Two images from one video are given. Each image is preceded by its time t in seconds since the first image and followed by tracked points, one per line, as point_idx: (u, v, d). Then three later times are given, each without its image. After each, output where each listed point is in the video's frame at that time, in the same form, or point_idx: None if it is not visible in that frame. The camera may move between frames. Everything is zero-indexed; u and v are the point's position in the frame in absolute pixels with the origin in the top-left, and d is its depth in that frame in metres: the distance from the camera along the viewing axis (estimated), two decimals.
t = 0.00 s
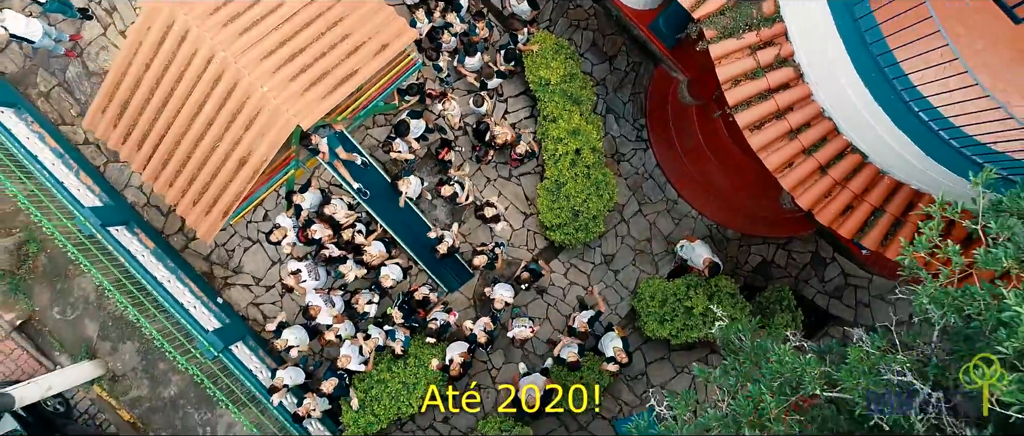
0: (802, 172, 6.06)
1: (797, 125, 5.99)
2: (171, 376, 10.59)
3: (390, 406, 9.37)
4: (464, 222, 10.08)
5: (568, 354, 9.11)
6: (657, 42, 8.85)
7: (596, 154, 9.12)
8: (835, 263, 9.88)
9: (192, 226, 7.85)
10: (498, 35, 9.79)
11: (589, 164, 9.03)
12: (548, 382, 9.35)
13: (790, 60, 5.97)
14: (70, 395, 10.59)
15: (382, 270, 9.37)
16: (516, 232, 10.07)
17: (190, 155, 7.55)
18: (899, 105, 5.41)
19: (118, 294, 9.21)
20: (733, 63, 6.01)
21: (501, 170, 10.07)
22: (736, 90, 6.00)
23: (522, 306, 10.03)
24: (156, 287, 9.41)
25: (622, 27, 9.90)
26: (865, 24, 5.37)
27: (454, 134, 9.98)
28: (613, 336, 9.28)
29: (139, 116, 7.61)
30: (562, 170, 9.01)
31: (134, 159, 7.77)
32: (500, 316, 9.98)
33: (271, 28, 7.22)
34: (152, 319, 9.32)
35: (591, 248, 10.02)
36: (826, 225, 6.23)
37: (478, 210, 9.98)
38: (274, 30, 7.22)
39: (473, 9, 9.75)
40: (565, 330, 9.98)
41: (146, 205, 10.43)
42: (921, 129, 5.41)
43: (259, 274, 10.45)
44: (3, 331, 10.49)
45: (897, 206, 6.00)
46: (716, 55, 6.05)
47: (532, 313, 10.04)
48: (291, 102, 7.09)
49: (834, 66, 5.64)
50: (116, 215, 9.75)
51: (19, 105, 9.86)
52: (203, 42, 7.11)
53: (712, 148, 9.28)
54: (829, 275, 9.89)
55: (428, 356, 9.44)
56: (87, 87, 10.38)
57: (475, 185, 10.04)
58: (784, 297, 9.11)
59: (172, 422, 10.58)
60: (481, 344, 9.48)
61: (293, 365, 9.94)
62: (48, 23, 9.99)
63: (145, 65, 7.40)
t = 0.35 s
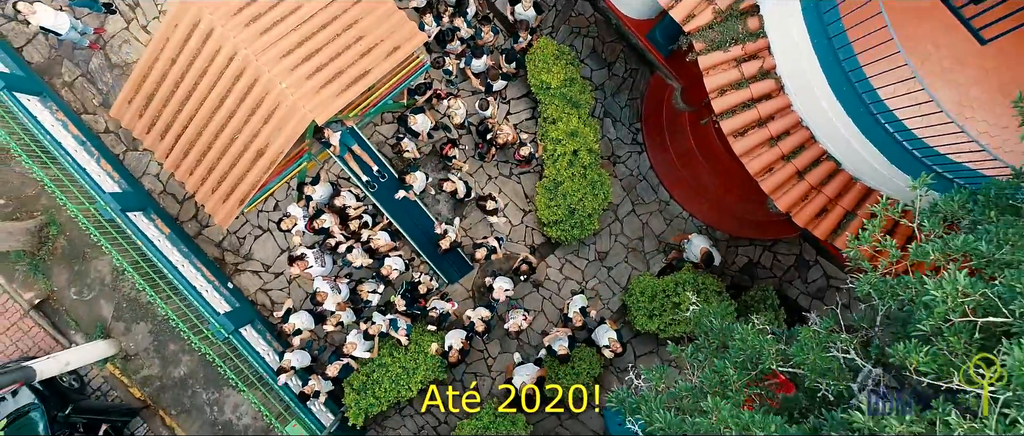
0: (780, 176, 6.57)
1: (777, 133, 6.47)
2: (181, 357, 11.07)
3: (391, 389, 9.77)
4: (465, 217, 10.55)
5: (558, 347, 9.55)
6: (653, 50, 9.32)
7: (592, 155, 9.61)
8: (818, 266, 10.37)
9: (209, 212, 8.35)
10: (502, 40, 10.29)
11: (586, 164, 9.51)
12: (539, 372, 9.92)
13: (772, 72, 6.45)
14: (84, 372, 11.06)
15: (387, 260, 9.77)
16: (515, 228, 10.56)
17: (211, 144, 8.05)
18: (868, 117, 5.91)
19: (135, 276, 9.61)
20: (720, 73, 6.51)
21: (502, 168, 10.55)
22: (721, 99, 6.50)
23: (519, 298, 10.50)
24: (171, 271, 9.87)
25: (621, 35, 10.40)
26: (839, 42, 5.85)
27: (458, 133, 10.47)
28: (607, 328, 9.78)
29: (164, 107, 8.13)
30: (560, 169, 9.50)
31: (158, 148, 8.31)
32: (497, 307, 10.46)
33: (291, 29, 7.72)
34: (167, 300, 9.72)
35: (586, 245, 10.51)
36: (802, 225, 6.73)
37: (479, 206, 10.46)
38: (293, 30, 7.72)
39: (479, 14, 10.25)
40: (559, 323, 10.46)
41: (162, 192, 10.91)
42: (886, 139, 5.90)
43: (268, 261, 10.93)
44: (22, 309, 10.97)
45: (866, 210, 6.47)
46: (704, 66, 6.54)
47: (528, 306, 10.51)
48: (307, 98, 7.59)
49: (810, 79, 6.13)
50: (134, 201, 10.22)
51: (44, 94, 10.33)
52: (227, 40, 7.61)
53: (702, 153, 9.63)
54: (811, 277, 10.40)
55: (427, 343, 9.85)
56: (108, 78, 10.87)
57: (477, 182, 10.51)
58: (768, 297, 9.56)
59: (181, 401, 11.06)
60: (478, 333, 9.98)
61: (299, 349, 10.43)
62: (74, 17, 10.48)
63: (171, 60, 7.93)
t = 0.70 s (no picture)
0: (760, 183, 7.09)
1: (758, 142, 7.00)
2: (192, 339, 11.60)
3: (391, 376, 10.23)
4: (467, 214, 11.07)
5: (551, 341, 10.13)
6: (649, 60, 9.84)
7: (589, 158, 10.14)
8: (801, 269, 10.89)
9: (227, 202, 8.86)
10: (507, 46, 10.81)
11: (583, 167, 10.03)
12: (533, 363, 10.35)
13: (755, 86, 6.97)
14: (98, 352, 11.57)
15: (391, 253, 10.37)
16: (514, 225, 11.09)
17: (230, 138, 8.56)
18: (840, 131, 6.32)
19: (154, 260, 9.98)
20: (707, 86, 7.04)
21: (503, 168, 11.09)
22: (708, 110, 7.04)
23: (516, 292, 11.02)
24: (186, 257, 10.33)
25: (620, 44, 10.94)
26: (814, 61, 6.28)
27: (462, 133, 11.00)
28: (600, 323, 10.27)
29: (187, 101, 8.64)
30: (559, 171, 10.02)
31: (181, 139, 8.82)
32: (495, 300, 10.99)
33: (309, 31, 8.26)
34: (184, 284, 10.07)
35: (581, 244, 11.03)
36: (780, 229, 7.23)
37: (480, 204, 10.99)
38: (312, 34, 8.27)
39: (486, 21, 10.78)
40: (553, 317, 10.98)
41: (178, 182, 11.43)
42: (858, 152, 6.30)
43: (277, 251, 11.47)
44: (40, 289, 11.46)
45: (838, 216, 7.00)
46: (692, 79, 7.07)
47: (524, 300, 11.03)
48: (323, 96, 8.10)
49: (789, 94, 6.58)
50: (150, 190, 10.68)
51: (69, 85, 10.83)
52: (249, 41, 8.15)
53: (692, 159, 10.11)
54: (796, 279, 10.91)
55: (428, 332, 10.33)
56: (130, 72, 11.40)
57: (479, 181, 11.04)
58: (753, 297, 10.02)
59: (190, 381, 11.57)
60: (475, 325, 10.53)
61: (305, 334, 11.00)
62: (100, 12, 11.00)
63: (195, 58, 8.45)
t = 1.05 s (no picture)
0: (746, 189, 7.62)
1: (744, 151, 7.56)
2: (205, 324, 12.15)
3: (395, 363, 10.66)
4: (470, 211, 11.61)
5: (547, 334, 10.69)
6: (648, 70, 10.34)
7: (587, 161, 10.69)
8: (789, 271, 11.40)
9: (246, 193, 9.41)
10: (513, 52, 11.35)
11: (582, 169, 10.59)
12: (530, 355, 10.81)
13: (743, 99, 7.52)
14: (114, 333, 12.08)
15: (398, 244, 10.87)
16: (515, 223, 11.64)
17: (251, 132, 9.10)
18: (819, 143, 6.89)
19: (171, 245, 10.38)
20: (698, 97, 7.58)
21: (506, 168, 11.63)
22: (699, 119, 7.59)
23: (515, 287, 11.56)
24: (202, 244, 10.79)
25: (620, 53, 11.51)
26: (795, 78, 6.82)
27: (468, 134, 11.54)
28: (596, 319, 10.78)
29: (211, 98, 9.19)
30: (559, 172, 10.56)
31: (204, 133, 9.37)
32: (495, 294, 11.54)
33: (328, 35, 8.81)
34: (200, 267, 10.45)
35: (579, 242, 11.58)
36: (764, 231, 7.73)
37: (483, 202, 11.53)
38: (330, 37, 8.82)
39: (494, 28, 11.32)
40: (550, 311, 11.51)
41: (196, 173, 11.97)
42: (832, 161, 6.91)
43: (289, 241, 12.02)
44: (61, 271, 11.97)
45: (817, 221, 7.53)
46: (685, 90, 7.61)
47: (523, 294, 11.57)
48: (340, 96, 8.65)
49: (772, 106, 7.17)
50: (170, 180, 11.20)
51: (95, 78, 11.36)
52: (272, 42, 8.68)
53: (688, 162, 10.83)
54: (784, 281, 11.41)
55: (431, 322, 10.83)
56: (153, 67, 11.94)
57: (483, 179, 11.58)
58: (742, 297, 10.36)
59: (202, 364, 12.09)
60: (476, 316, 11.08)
61: (313, 321, 11.57)
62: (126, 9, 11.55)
63: (220, 57, 9.01)
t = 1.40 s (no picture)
0: (732, 194, 8.19)
1: (732, 159, 8.14)
2: (217, 310, 12.72)
3: (399, 351, 11.12)
4: (474, 209, 12.17)
5: (545, 329, 11.22)
6: (646, 79, 10.89)
7: (587, 164, 11.26)
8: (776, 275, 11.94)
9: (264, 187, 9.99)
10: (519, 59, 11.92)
11: (582, 172, 11.16)
12: (525, 347, 11.38)
13: (731, 110, 8.10)
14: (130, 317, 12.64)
15: (405, 239, 11.49)
16: (517, 222, 12.21)
17: (271, 129, 9.66)
18: (799, 154, 7.47)
19: (190, 234, 10.97)
20: (691, 108, 8.15)
21: (509, 169, 12.20)
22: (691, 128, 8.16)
23: (515, 282, 12.12)
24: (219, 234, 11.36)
25: (621, 63, 12.09)
26: (779, 93, 7.41)
27: (474, 135, 12.11)
28: (592, 319, 11.25)
29: (235, 95, 9.77)
30: (560, 173, 11.13)
31: (226, 129, 9.94)
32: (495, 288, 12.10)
33: (346, 40, 9.38)
34: (216, 256, 11.06)
35: (577, 242, 12.15)
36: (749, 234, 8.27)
37: (487, 200, 12.10)
38: (349, 41, 9.39)
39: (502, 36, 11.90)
40: (547, 307, 12.08)
41: (213, 166, 12.53)
42: (811, 171, 7.50)
43: (300, 233, 12.59)
44: (82, 257, 12.54)
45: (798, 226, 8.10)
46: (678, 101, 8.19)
47: (522, 289, 12.13)
48: (356, 97, 9.22)
49: (757, 118, 7.77)
50: (189, 172, 11.76)
51: (120, 73, 11.92)
52: (294, 45, 9.25)
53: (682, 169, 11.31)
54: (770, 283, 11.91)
55: (434, 313, 11.34)
56: (175, 64, 12.52)
57: (487, 179, 12.13)
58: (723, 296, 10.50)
59: (214, 348, 12.66)
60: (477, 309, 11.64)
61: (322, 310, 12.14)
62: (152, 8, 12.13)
63: (244, 58, 9.58)
